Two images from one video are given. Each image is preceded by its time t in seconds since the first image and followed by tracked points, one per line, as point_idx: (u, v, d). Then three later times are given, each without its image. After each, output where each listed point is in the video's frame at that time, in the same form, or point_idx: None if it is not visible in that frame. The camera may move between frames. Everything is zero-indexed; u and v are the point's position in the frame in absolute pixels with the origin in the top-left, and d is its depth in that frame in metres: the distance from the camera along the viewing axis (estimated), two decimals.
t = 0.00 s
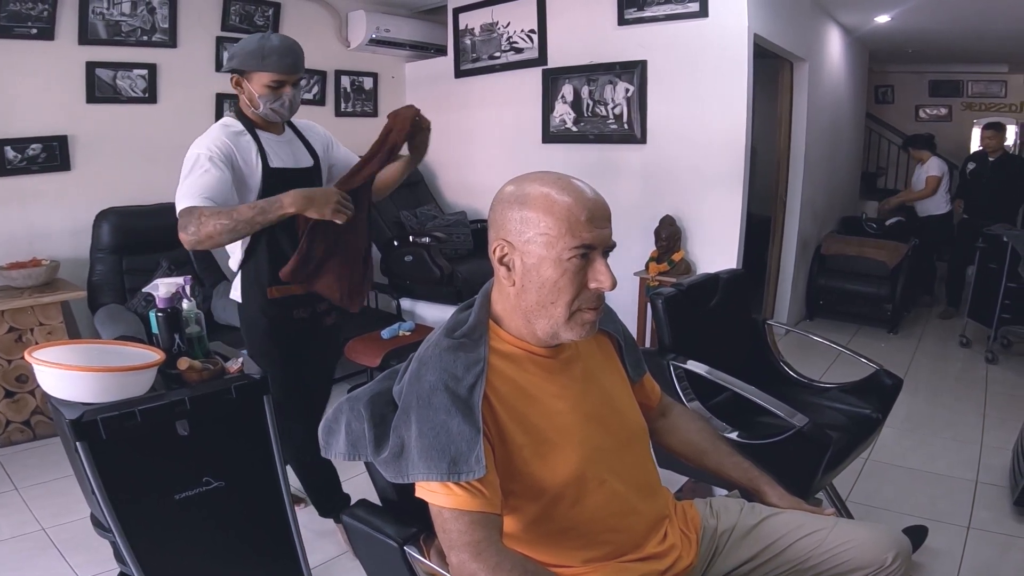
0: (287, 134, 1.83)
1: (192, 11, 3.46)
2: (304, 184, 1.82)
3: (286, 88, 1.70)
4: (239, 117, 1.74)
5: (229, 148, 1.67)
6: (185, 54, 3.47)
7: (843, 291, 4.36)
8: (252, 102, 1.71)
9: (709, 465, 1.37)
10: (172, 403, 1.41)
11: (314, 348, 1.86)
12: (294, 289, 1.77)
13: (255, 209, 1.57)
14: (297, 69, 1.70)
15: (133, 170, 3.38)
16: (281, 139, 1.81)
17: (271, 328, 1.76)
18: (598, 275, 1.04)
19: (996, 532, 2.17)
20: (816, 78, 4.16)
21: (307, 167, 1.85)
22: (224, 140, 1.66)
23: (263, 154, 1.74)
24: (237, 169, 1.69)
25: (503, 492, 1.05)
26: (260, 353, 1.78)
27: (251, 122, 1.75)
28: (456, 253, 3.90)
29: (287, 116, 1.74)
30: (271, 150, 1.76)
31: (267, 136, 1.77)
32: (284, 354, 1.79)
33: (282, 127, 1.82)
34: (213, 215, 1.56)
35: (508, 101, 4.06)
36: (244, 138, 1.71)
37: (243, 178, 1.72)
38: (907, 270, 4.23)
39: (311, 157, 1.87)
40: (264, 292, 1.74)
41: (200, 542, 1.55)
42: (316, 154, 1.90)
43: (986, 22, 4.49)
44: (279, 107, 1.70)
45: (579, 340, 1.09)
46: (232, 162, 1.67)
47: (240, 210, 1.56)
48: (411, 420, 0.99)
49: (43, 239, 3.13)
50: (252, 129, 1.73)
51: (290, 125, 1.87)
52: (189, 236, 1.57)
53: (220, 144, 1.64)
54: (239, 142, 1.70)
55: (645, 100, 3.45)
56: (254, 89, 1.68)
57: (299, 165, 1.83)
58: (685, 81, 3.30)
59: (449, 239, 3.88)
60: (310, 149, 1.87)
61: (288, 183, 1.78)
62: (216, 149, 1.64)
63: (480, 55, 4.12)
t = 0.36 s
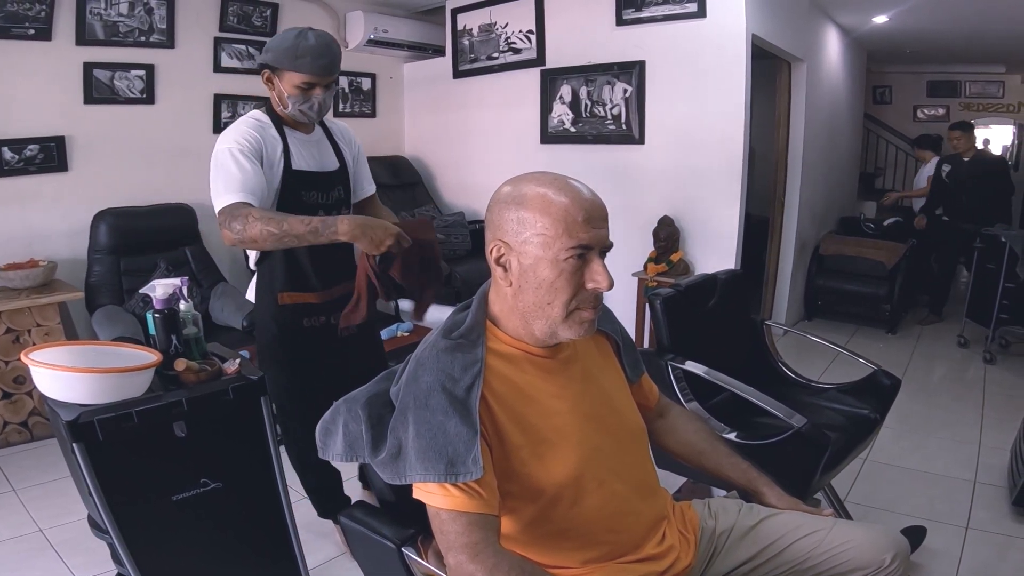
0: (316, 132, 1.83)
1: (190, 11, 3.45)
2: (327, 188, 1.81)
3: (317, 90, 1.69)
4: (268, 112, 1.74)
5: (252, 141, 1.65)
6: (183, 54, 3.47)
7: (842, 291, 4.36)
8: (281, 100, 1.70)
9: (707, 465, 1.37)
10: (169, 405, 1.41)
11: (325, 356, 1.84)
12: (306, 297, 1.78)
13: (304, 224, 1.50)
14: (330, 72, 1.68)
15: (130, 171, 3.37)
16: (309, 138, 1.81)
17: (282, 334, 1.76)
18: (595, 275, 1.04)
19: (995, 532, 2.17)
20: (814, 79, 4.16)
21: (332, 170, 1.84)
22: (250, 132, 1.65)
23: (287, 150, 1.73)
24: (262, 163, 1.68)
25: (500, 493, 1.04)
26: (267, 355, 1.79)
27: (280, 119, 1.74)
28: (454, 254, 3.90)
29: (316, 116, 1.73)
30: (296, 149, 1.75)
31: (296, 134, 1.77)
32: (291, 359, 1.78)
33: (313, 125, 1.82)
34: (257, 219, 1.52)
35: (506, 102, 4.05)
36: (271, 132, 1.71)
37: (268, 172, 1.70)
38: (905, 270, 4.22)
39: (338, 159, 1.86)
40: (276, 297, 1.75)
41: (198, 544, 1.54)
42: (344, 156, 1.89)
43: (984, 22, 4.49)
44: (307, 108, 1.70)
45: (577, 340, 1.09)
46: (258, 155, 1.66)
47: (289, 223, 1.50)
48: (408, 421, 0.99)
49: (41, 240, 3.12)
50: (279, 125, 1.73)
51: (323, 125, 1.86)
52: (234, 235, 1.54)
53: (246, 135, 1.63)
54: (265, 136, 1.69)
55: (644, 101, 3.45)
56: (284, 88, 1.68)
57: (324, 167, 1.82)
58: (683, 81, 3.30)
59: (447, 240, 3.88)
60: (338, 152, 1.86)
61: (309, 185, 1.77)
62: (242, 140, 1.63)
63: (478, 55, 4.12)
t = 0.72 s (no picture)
0: (348, 131, 1.81)
1: (187, 11, 3.45)
2: (354, 188, 1.79)
3: (344, 90, 1.65)
4: (297, 111, 1.72)
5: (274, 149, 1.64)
6: (181, 55, 3.46)
7: (839, 291, 4.37)
8: (308, 100, 1.68)
9: (705, 466, 1.37)
10: (166, 405, 1.41)
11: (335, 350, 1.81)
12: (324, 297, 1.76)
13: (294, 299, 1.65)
14: (357, 72, 1.64)
15: (128, 171, 3.37)
16: (339, 137, 1.78)
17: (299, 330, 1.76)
18: (592, 275, 1.04)
19: (992, 532, 2.17)
20: (812, 79, 4.16)
21: (363, 168, 1.82)
22: (275, 141, 1.64)
23: (314, 155, 1.70)
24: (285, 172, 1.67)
25: (498, 493, 1.04)
26: (287, 348, 1.79)
27: (309, 119, 1.72)
28: (453, 254, 3.90)
29: (342, 117, 1.70)
30: (323, 151, 1.73)
31: (325, 134, 1.74)
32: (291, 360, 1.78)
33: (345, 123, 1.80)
34: (262, 264, 1.64)
35: (505, 102, 4.05)
36: (299, 139, 1.69)
37: (291, 181, 1.68)
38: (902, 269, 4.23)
39: (368, 158, 1.84)
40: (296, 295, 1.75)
41: (195, 544, 1.54)
42: (374, 155, 1.87)
43: (982, 22, 4.50)
44: (334, 109, 1.67)
45: (574, 340, 1.09)
46: (280, 165, 1.65)
47: (283, 292, 1.64)
48: (406, 421, 0.99)
49: (38, 240, 3.11)
50: (307, 125, 1.70)
51: (354, 122, 1.84)
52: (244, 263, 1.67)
53: (268, 146, 1.62)
54: (291, 143, 1.67)
55: (641, 100, 3.45)
56: (311, 87, 1.65)
57: (353, 166, 1.80)
58: (681, 81, 3.30)
59: (446, 240, 3.88)
60: (368, 150, 1.84)
61: (337, 185, 1.74)
62: (264, 150, 1.62)
63: (477, 56, 4.12)
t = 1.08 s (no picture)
0: (377, 127, 1.81)
1: (186, 11, 3.45)
2: (379, 182, 1.77)
3: (368, 85, 1.65)
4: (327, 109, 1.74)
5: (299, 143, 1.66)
6: (179, 54, 3.46)
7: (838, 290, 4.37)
8: (336, 96, 1.69)
9: (705, 465, 1.37)
10: (165, 405, 1.41)
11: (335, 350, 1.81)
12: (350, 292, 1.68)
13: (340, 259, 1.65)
14: (382, 67, 1.64)
15: (127, 171, 3.37)
16: (367, 133, 1.79)
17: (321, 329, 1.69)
18: (592, 274, 1.03)
19: (992, 531, 2.18)
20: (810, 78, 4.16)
21: (390, 163, 1.81)
22: (299, 135, 1.66)
23: (337, 150, 1.70)
24: (309, 166, 1.68)
25: (498, 492, 1.04)
26: (305, 345, 1.73)
27: (337, 116, 1.74)
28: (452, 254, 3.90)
29: (368, 112, 1.70)
30: (348, 146, 1.73)
31: (352, 130, 1.75)
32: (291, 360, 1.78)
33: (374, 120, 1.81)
34: (297, 241, 1.67)
35: (504, 101, 4.05)
36: (324, 135, 1.70)
37: (316, 175, 1.69)
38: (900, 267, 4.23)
39: (396, 154, 1.83)
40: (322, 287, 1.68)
41: (195, 544, 1.54)
42: (403, 152, 1.85)
43: (980, 21, 4.50)
44: (359, 103, 1.67)
45: (574, 339, 1.09)
46: (303, 160, 1.66)
47: (326, 257, 1.65)
48: (405, 421, 0.99)
49: (36, 241, 3.11)
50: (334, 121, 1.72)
51: (383, 119, 1.84)
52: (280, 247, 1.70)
53: (291, 140, 1.65)
54: (316, 139, 1.69)
55: (640, 100, 3.45)
56: (337, 83, 1.66)
57: (379, 162, 1.80)
58: (680, 80, 3.30)
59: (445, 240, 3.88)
60: (396, 147, 1.83)
61: (360, 179, 1.73)
62: (287, 144, 1.65)
63: (475, 55, 4.11)
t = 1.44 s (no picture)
0: (397, 130, 1.80)
1: (183, 12, 3.44)
2: (392, 182, 1.76)
3: (393, 87, 1.65)
4: (350, 108, 1.74)
5: (318, 137, 1.67)
6: (177, 55, 3.46)
7: (837, 288, 4.38)
8: (360, 95, 1.69)
9: (704, 464, 1.37)
10: (163, 406, 1.41)
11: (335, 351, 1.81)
12: (352, 289, 1.68)
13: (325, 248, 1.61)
14: (409, 71, 1.64)
15: (125, 173, 3.37)
16: (386, 135, 1.78)
17: (326, 325, 1.70)
18: (589, 274, 1.04)
19: (991, 529, 2.18)
20: (808, 77, 4.17)
21: (406, 166, 1.80)
22: (318, 129, 1.67)
23: (354, 148, 1.70)
24: (323, 160, 1.70)
25: (497, 493, 1.04)
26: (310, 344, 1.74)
27: (358, 115, 1.74)
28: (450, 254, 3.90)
29: (388, 115, 1.71)
30: (365, 145, 1.73)
31: (372, 130, 1.75)
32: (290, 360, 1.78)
33: (395, 123, 1.80)
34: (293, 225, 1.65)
35: (502, 101, 4.05)
36: (342, 133, 1.71)
37: (329, 170, 1.71)
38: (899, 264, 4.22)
39: (413, 159, 1.81)
40: (326, 284, 1.70)
41: (194, 545, 1.53)
42: (421, 157, 1.84)
43: (976, 20, 4.52)
44: (381, 104, 1.67)
45: (571, 339, 1.09)
46: (318, 153, 1.68)
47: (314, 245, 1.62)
48: (403, 421, 0.99)
49: (34, 242, 3.11)
50: (354, 119, 1.72)
51: (404, 122, 1.83)
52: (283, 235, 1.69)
53: (309, 133, 1.66)
54: (334, 135, 1.70)
55: (638, 99, 3.45)
56: (362, 83, 1.66)
57: (396, 163, 1.78)
58: (677, 80, 3.30)
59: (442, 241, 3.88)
60: (414, 150, 1.82)
61: (373, 177, 1.72)
62: (305, 137, 1.66)
63: (473, 56, 4.12)
